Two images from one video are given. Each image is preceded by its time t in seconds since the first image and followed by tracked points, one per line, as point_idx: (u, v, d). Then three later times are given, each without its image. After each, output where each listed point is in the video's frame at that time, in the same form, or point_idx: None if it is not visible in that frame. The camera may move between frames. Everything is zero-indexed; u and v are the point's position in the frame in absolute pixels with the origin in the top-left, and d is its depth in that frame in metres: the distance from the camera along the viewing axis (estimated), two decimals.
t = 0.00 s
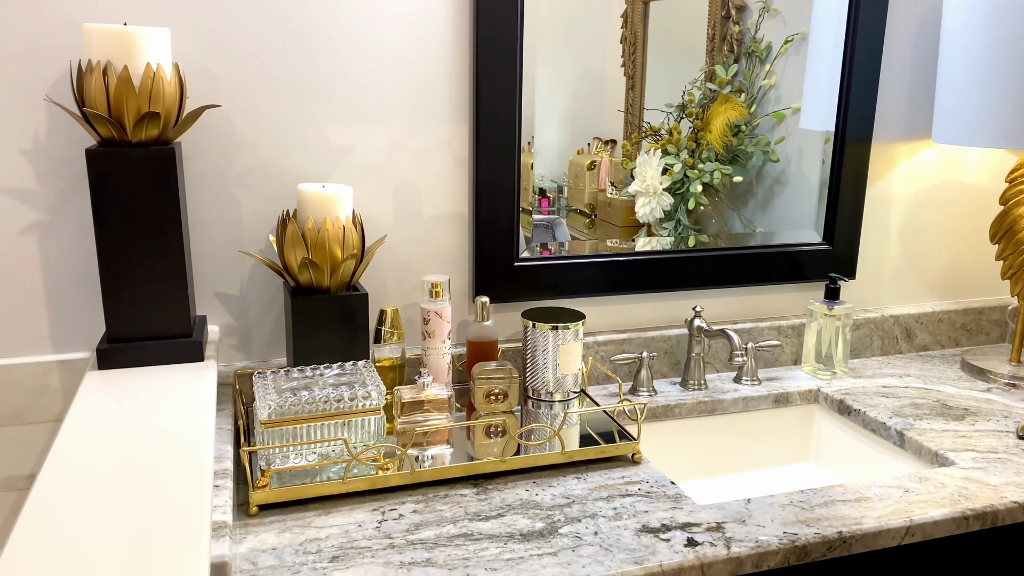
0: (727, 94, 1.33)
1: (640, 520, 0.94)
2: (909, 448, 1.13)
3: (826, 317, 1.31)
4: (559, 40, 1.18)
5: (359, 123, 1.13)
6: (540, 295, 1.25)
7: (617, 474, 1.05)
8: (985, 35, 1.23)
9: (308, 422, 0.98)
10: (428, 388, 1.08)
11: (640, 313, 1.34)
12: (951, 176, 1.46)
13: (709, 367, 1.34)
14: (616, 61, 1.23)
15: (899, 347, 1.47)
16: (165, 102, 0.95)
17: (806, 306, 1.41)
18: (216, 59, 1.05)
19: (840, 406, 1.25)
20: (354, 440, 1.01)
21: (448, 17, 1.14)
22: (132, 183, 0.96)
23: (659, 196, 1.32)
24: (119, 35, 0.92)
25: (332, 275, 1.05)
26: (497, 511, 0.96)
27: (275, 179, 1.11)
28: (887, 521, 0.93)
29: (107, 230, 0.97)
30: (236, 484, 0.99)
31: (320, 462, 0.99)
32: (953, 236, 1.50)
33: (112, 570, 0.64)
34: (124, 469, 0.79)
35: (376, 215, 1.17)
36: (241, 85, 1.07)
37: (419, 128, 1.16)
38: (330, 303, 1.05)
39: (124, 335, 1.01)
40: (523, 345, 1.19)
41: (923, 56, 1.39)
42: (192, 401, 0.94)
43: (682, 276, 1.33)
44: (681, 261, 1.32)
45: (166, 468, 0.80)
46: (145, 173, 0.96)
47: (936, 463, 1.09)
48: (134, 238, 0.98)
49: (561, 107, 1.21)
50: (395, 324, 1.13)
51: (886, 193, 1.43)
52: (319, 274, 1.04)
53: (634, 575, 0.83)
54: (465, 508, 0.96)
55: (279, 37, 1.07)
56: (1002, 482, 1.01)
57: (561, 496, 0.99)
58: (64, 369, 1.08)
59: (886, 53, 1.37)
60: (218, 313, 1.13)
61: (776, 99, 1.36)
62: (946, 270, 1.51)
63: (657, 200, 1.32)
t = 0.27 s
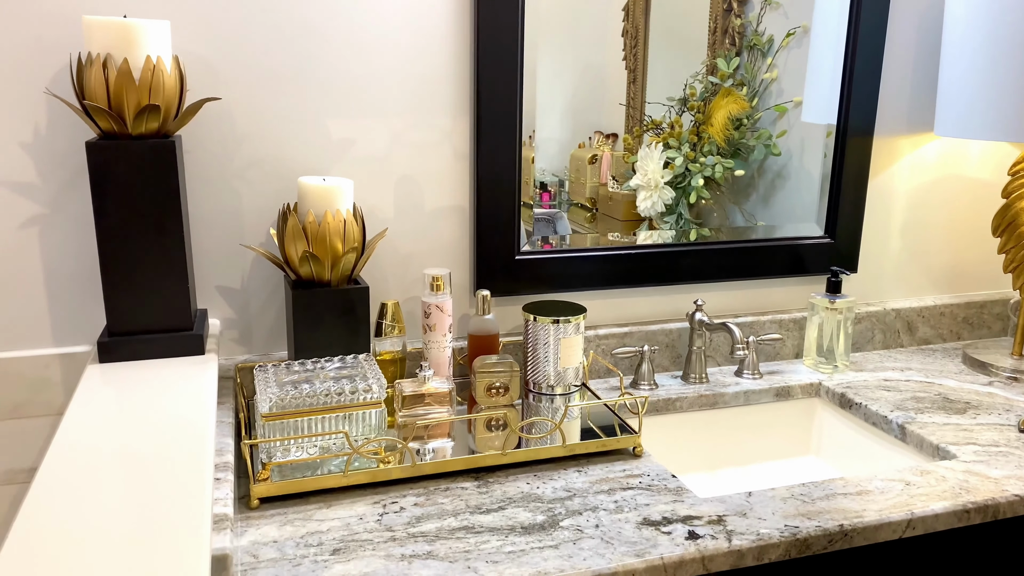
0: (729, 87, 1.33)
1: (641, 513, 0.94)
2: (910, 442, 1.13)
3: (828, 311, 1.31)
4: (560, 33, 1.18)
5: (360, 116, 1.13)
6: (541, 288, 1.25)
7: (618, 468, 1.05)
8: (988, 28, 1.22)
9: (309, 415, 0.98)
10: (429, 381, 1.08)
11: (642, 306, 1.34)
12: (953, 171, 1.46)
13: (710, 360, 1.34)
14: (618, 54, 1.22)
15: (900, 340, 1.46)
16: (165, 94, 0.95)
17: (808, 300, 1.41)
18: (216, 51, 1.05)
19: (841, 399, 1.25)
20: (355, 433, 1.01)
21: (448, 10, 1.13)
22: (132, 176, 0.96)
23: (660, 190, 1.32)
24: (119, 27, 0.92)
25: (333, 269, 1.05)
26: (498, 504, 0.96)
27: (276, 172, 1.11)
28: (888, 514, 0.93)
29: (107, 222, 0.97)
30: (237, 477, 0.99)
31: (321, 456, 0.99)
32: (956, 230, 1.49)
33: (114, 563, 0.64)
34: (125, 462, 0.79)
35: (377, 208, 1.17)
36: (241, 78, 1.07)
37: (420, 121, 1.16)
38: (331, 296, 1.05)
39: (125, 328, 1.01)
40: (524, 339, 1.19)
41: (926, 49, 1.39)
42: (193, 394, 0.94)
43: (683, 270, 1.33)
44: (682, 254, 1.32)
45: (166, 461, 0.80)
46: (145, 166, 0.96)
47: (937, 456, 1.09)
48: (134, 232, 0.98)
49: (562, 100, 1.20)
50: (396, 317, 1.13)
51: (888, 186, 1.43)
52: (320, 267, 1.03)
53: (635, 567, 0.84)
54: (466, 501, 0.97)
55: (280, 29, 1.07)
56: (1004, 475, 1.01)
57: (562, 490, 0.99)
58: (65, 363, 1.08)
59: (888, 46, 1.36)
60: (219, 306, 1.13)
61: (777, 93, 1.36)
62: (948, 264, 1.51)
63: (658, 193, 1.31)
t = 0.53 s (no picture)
0: (730, 81, 1.32)
1: (641, 505, 0.94)
2: (910, 435, 1.13)
3: (828, 304, 1.31)
4: (560, 25, 1.18)
5: (360, 109, 1.13)
6: (541, 281, 1.25)
7: (617, 460, 1.05)
8: (990, 20, 1.22)
9: (308, 408, 0.98)
10: (429, 374, 1.08)
11: (642, 300, 1.34)
12: (954, 164, 1.46)
13: (710, 354, 1.34)
14: (618, 47, 1.22)
15: (901, 334, 1.46)
16: (164, 86, 0.95)
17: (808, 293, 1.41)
18: (215, 44, 1.05)
19: (841, 392, 1.25)
20: (355, 426, 1.01)
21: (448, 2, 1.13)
22: (131, 169, 0.96)
23: (661, 183, 1.31)
24: (118, 19, 0.92)
25: (332, 262, 1.05)
26: (498, 497, 0.96)
27: (275, 165, 1.11)
28: (888, 506, 0.93)
29: (106, 215, 0.97)
30: (237, 469, 0.99)
31: (320, 448, 0.99)
32: (957, 223, 1.49)
33: (114, 555, 0.64)
34: (124, 455, 0.79)
35: (377, 201, 1.17)
36: (240, 70, 1.07)
37: (420, 113, 1.16)
38: (330, 289, 1.05)
39: (125, 321, 1.01)
40: (524, 332, 1.19)
41: (927, 42, 1.38)
42: (192, 387, 0.94)
43: (684, 263, 1.32)
44: (682, 247, 1.32)
45: (165, 453, 0.80)
46: (144, 159, 0.96)
47: (937, 449, 1.09)
48: (133, 224, 0.98)
49: (562, 93, 1.20)
50: (396, 310, 1.13)
51: (889, 180, 1.42)
52: (319, 260, 1.03)
53: (634, 560, 0.84)
54: (466, 494, 0.97)
55: (279, 22, 1.06)
56: (1003, 468, 1.01)
57: (561, 482, 1.00)
58: (65, 355, 1.08)
59: (890, 39, 1.36)
60: (218, 299, 1.13)
61: (779, 86, 1.35)
62: (948, 257, 1.50)
63: (659, 187, 1.31)
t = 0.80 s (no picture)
0: (731, 74, 1.32)
1: (640, 497, 0.94)
2: (910, 427, 1.13)
3: (828, 297, 1.31)
4: (560, 17, 1.17)
5: (360, 102, 1.13)
6: (541, 274, 1.25)
7: (617, 453, 1.05)
8: (991, 13, 1.22)
9: (308, 399, 0.98)
10: (429, 367, 1.08)
11: (642, 293, 1.34)
12: (955, 157, 1.45)
13: (710, 347, 1.34)
14: (618, 40, 1.22)
15: (901, 327, 1.46)
16: (163, 78, 0.95)
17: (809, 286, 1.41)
18: (214, 36, 1.05)
19: (841, 385, 1.25)
20: (355, 418, 1.01)
21: None
22: (131, 161, 0.96)
23: (661, 177, 1.31)
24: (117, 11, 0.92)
25: (332, 255, 1.05)
26: (498, 489, 0.96)
27: (275, 157, 1.11)
28: (888, 498, 0.93)
29: (106, 208, 0.97)
30: (238, 461, 0.99)
31: (321, 440, 0.99)
32: (958, 217, 1.49)
33: (114, 546, 0.64)
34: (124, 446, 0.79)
35: (377, 194, 1.17)
36: (239, 63, 1.06)
37: (420, 106, 1.16)
38: (330, 282, 1.05)
39: (124, 314, 1.01)
40: (524, 325, 1.19)
41: (929, 35, 1.38)
42: (192, 379, 0.94)
43: (684, 256, 1.32)
44: (683, 240, 1.31)
45: (165, 445, 0.80)
46: (143, 151, 0.96)
47: (937, 442, 1.09)
48: (133, 216, 0.98)
49: (563, 86, 1.20)
50: (396, 303, 1.14)
51: (890, 173, 1.42)
52: (319, 252, 1.03)
53: (634, 551, 0.84)
54: (466, 486, 0.97)
55: (279, 14, 1.06)
56: (1003, 460, 1.01)
57: (561, 474, 1.00)
58: (65, 348, 1.09)
59: (891, 32, 1.35)
60: (218, 292, 1.13)
61: (779, 79, 1.35)
62: (949, 251, 1.50)
63: (659, 181, 1.31)
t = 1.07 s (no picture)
0: (732, 66, 1.32)
1: (641, 489, 0.94)
2: (911, 420, 1.13)
3: (829, 289, 1.31)
4: (561, 9, 1.17)
5: (360, 93, 1.12)
6: (542, 266, 1.24)
7: (618, 445, 1.05)
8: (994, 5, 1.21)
9: (309, 391, 0.98)
10: (429, 359, 1.08)
11: (643, 285, 1.34)
12: (956, 149, 1.45)
13: (711, 340, 1.34)
14: (619, 32, 1.21)
15: (902, 320, 1.46)
16: (163, 69, 0.95)
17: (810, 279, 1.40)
18: (214, 27, 1.04)
19: (842, 377, 1.25)
20: (356, 410, 1.01)
21: None
22: (131, 153, 0.95)
23: (662, 170, 1.31)
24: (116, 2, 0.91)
25: (333, 246, 1.04)
26: (499, 480, 0.96)
27: (275, 149, 1.11)
28: (889, 490, 0.93)
29: (106, 199, 0.96)
30: (238, 453, 0.99)
31: (321, 432, 0.99)
32: (959, 210, 1.49)
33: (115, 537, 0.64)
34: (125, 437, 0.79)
35: (377, 186, 1.17)
36: (239, 54, 1.06)
37: (420, 98, 1.15)
38: (331, 274, 1.05)
39: (125, 305, 1.01)
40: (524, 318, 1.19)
41: (931, 28, 1.37)
42: (192, 370, 0.94)
43: (685, 249, 1.32)
44: (684, 233, 1.31)
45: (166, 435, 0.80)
46: (143, 142, 0.96)
47: (937, 434, 1.09)
48: (133, 208, 0.98)
49: (563, 78, 1.20)
50: (396, 296, 1.13)
51: (891, 166, 1.42)
52: (320, 244, 1.03)
53: (635, 543, 0.84)
54: (467, 478, 0.97)
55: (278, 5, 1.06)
56: (1004, 452, 1.01)
57: (562, 466, 1.00)
58: (65, 340, 1.08)
59: (893, 25, 1.35)
60: (218, 284, 1.13)
61: (780, 72, 1.35)
62: (950, 244, 1.50)
63: (660, 174, 1.31)
